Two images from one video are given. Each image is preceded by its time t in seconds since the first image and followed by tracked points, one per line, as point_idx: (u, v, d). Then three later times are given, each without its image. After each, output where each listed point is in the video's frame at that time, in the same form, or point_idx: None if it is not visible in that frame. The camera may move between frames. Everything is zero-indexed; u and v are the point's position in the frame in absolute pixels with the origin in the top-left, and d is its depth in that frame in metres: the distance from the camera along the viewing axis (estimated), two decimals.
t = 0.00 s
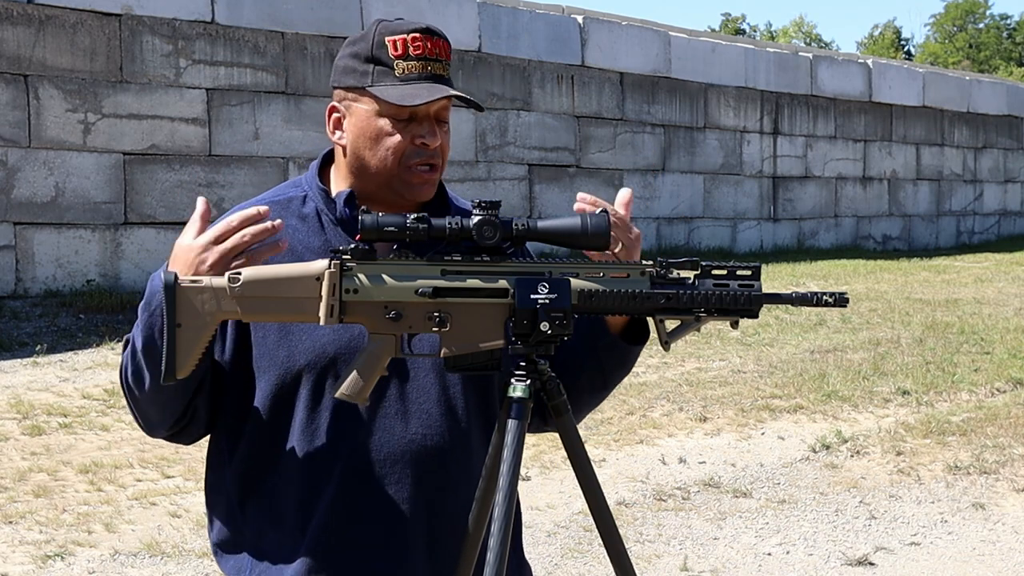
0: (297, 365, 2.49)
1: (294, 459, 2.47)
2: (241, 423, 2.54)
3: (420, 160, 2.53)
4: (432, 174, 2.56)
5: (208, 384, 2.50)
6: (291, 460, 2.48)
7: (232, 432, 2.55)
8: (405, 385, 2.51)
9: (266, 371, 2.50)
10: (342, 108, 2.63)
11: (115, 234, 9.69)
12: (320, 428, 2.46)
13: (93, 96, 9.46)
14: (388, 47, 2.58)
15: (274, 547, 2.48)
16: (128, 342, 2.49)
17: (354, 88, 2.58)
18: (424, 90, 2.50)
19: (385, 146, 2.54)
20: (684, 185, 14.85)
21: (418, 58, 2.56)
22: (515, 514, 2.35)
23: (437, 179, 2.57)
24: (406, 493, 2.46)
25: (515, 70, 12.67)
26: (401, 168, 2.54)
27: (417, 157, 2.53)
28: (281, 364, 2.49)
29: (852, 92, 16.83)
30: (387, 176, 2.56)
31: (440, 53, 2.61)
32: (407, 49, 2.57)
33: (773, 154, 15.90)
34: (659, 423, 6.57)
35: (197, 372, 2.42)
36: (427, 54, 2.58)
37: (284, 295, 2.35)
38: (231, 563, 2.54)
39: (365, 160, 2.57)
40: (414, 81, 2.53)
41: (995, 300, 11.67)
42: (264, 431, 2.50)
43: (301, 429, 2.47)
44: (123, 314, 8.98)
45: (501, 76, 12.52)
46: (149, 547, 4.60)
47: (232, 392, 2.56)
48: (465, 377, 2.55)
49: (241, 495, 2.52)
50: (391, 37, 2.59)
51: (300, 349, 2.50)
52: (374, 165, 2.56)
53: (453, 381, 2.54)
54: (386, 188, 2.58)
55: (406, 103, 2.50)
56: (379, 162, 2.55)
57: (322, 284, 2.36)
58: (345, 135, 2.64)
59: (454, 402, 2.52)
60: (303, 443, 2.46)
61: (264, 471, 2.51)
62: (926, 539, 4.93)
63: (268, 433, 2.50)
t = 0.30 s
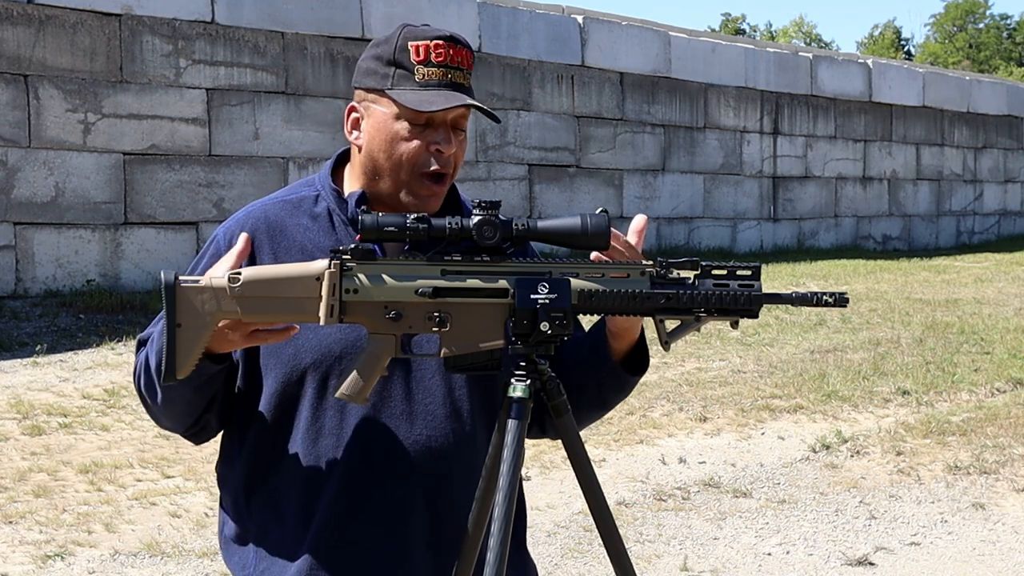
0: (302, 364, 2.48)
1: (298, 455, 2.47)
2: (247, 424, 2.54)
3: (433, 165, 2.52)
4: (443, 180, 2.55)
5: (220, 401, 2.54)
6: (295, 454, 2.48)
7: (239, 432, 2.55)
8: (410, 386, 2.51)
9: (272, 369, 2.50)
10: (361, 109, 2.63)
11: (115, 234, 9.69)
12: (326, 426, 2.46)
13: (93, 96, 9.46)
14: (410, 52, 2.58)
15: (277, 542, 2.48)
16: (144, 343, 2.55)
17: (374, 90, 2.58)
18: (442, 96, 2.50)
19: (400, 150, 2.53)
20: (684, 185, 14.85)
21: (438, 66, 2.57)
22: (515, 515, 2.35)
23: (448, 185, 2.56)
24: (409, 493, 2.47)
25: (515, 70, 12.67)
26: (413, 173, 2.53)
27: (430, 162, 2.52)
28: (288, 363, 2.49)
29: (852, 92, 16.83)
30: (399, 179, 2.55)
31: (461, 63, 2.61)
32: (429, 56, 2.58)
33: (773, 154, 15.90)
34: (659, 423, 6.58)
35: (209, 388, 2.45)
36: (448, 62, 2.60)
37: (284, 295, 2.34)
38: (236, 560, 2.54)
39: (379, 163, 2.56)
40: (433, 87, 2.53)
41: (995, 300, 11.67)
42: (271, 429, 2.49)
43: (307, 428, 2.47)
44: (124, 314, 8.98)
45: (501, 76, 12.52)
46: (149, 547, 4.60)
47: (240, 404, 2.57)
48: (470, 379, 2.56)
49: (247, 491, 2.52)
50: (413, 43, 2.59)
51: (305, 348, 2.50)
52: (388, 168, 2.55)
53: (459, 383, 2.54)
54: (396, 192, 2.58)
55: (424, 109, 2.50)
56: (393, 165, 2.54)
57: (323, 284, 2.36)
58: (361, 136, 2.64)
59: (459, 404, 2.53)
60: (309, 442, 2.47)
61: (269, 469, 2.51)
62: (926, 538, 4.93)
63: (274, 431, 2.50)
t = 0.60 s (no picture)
0: (311, 360, 2.48)
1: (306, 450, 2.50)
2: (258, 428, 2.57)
3: (438, 158, 2.52)
4: (451, 175, 2.55)
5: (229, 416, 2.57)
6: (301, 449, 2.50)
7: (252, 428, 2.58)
8: (417, 385, 2.48)
9: (281, 364, 2.51)
10: (369, 106, 2.65)
11: (115, 234, 9.69)
12: (332, 423, 2.47)
13: (93, 96, 9.46)
14: (414, 47, 2.57)
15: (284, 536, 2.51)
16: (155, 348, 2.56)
17: (380, 86, 2.59)
18: (446, 88, 2.50)
19: (405, 144, 2.53)
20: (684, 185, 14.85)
21: (442, 58, 2.54)
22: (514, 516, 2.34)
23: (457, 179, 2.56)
24: (413, 492, 2.46)
25: (515, 70, 12.68)
26: (420, 167, 2.53)
27: (436, 156, 2.52)
28: (297, 359, 2.49)
29: (852, 92, 16.82)
30: (406, 173, 2.55)
31: (468, 56, 2.59)
32: (433, 50, 2.55)
33: (773, 154, 15.90)
34: (659, 423, 6.57)
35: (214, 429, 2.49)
36: (452, 55, 2.56)
37: (284, 295, 2.34)
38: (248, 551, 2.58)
39: (387, 157, 2.57)
40: (437, 81, 2.52)
41: (995, 300, 11.66)
42: (279, 424, 2.52)
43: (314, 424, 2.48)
44: (124, 313, 8.97)
45: (501, 76, 12.52)
46: (149, 547, 4.61)
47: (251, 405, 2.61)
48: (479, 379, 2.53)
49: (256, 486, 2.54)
50: (418, 38, 2.58)
51: (314, 344, 2.49)
52: (395, 163, 2.56)
53: (467, 382, 2.51)
54: (405, 186, 2.58)
55: (429, 102, 2.50)
56: (400, 160, 2.55)
57: (322, 284, 2.34)
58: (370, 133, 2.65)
59: (466, 403, 2.51)
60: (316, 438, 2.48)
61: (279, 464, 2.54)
62: (926, 539, 4.93)
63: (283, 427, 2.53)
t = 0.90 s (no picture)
0: (320, 363, 2.46)
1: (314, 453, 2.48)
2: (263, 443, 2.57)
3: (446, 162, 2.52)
4: (460, 177, 2.54)
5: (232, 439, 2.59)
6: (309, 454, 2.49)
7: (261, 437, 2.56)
8: (426, 388, 2.48)
9: (291, 368, 2.48)
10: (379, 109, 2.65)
11: (115, 234, 9.69)
12: (341, 426, 2.46)
13: (93, 96, 9.46)
14: (422, 50, 2.56)
15: (292, 538, 2.49)
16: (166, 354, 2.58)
17: (389, 89, 2.59)
18: (453, 92, 2.48)
19: (414, 147, 2.53)
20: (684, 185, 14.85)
21: (449, 62, 2.53)
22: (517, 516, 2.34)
23: (466, 182, 2.56)
24: (419, 496, 2.45)
25: (515, 70, 12.68)
26: (429, 170, 2.53)
27: (444, 159, 2.52)
28: (307, 361, 2.47)
29: (852, 92, 16.82)
30: (416, 176, 2.55)
31: (476, 58, 2.57)
32: (440, 53, 2.54)
33: (773, 154, 15.90)
34: (659, 423, 6.57)
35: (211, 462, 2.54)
36: (460, 58, 2.55)
37: (284, 295, 2.33)
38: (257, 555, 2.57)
39: (396, 161, 2.57)
40: (444, 85, 2.51)
41: (995, 300, 11.66)
42: (286, 429, 2.50)
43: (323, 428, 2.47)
44: (124, 313, 8.97)
45: (501, 76, 12.52)
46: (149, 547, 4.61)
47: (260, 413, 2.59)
48: (486, 380, 2.52)
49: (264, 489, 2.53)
50: (426, 41, 2.57)
51: (323, 347, 2.47)
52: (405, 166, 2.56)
53: (474, 385, 2.51)
54: (414, 189, 2.58)
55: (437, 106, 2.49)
56: (409, 162, 2.55)
57: (322, 284, 2.33)
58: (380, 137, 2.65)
59: (475, 408, 2.50)
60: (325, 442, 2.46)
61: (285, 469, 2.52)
62: (926, 538, 4.93)
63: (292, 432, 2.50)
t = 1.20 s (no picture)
0: (315, 367, 2.46)
1: (312, 457, 2.47)
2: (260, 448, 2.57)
3: (426, 157, 2.50)
4: (442, 173, 2.53)
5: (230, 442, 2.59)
6: (307, 457, 2.48)
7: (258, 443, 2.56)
8: (422, 389, 2.47)
9: (286, 371, 2.48)
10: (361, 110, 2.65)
11: (115, 234, 9.69)
12: (338, 429, 2.45)
13: (93, 96, 9.46)
14: (397, 47, 2.56)
15: (291, 542, 2.49)
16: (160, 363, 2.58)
17: (368, 88, 2.59)
18: (427, 86, 2.47)
19: (394, 144, 2.52)
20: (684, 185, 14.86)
21: (423, 56, 2.52)
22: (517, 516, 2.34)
23: (449, 177, 2.54)
24: (419, 496, 2.45)
25: (515, 70, 12.67)
26: (411, 166, 2.52)
27: (424, 154, 2.50)
28: (303, 363, 2.46)
29: (852, 91, 16.82)
30: (398, 173, 2.54)
31: (452, 50, 2.55)
32: (414, 48, 2.54)
33: (773, 154, 15.90)
34: (659, 423, 6.57)
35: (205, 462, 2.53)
36: (435, 51, 2.54)
37: (284, 295, 2.33)
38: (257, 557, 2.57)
39: (379, 159, 2.56)
40: (419, 79, 2.50)
41: (995, 300, 11.66)
42: (283, 433, 2.49)
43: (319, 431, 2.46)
44: (124, 313, 8.97)
45: (501, 76, 12.52)
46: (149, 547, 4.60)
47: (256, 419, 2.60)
48: (482, 381, 2.52)
49: (261, 493, 2.53)
50: (401, 38, 2.57)
51: (319, 350, 2.47)
52: (386, 163, 2.55)
53: (470, 385, 2.50)
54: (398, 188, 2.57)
55: (414, 100, 2.48)
56: (390, 159, 2.53)
57: (322, 284, 2.33)
58: (364, 138, 2.64)
59: (471, 409, 2.49)
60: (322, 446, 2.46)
61: (283, 471, 2.51)
62: (926, 538, 4.93)
63: (288, 436, 2.50)
